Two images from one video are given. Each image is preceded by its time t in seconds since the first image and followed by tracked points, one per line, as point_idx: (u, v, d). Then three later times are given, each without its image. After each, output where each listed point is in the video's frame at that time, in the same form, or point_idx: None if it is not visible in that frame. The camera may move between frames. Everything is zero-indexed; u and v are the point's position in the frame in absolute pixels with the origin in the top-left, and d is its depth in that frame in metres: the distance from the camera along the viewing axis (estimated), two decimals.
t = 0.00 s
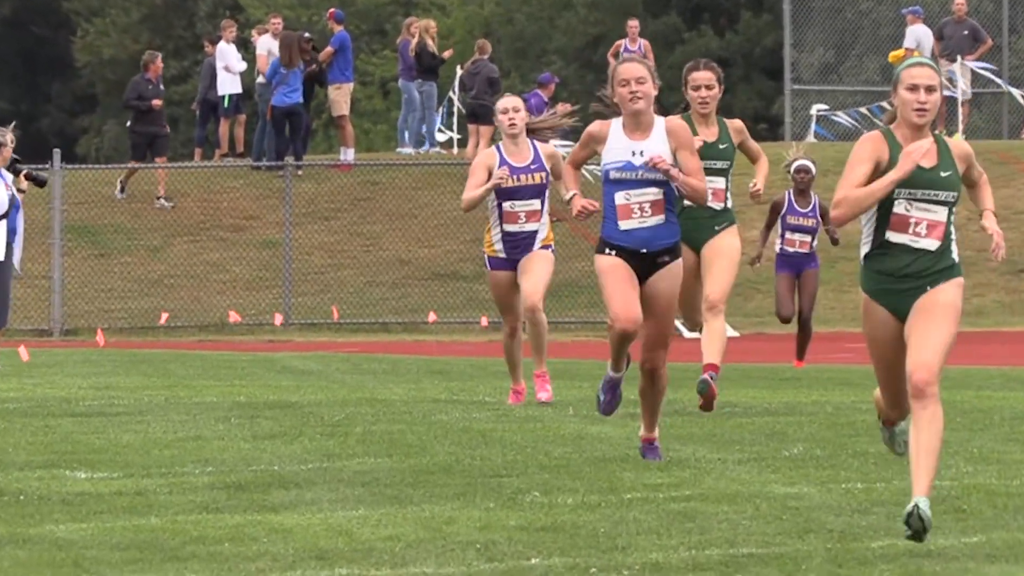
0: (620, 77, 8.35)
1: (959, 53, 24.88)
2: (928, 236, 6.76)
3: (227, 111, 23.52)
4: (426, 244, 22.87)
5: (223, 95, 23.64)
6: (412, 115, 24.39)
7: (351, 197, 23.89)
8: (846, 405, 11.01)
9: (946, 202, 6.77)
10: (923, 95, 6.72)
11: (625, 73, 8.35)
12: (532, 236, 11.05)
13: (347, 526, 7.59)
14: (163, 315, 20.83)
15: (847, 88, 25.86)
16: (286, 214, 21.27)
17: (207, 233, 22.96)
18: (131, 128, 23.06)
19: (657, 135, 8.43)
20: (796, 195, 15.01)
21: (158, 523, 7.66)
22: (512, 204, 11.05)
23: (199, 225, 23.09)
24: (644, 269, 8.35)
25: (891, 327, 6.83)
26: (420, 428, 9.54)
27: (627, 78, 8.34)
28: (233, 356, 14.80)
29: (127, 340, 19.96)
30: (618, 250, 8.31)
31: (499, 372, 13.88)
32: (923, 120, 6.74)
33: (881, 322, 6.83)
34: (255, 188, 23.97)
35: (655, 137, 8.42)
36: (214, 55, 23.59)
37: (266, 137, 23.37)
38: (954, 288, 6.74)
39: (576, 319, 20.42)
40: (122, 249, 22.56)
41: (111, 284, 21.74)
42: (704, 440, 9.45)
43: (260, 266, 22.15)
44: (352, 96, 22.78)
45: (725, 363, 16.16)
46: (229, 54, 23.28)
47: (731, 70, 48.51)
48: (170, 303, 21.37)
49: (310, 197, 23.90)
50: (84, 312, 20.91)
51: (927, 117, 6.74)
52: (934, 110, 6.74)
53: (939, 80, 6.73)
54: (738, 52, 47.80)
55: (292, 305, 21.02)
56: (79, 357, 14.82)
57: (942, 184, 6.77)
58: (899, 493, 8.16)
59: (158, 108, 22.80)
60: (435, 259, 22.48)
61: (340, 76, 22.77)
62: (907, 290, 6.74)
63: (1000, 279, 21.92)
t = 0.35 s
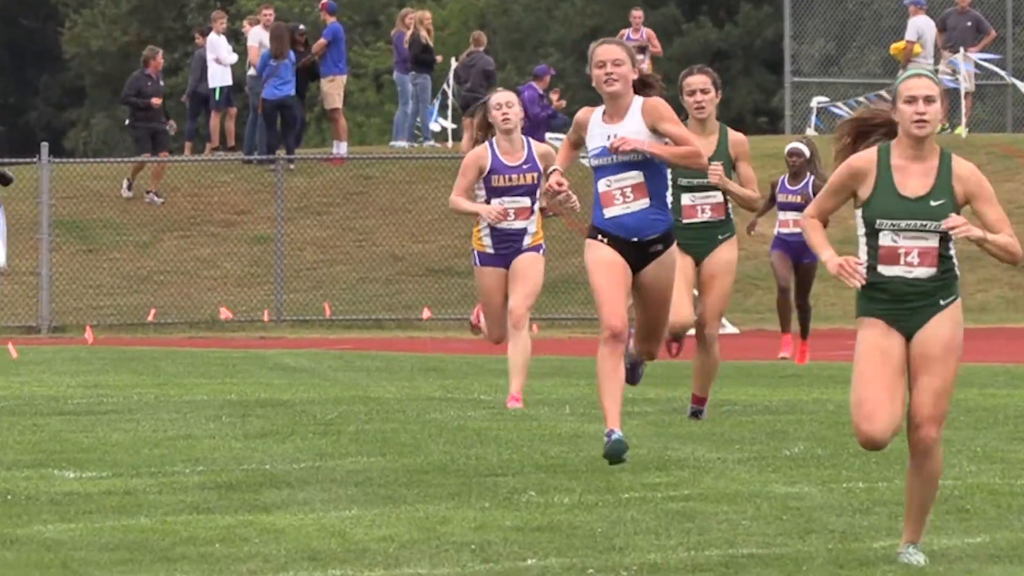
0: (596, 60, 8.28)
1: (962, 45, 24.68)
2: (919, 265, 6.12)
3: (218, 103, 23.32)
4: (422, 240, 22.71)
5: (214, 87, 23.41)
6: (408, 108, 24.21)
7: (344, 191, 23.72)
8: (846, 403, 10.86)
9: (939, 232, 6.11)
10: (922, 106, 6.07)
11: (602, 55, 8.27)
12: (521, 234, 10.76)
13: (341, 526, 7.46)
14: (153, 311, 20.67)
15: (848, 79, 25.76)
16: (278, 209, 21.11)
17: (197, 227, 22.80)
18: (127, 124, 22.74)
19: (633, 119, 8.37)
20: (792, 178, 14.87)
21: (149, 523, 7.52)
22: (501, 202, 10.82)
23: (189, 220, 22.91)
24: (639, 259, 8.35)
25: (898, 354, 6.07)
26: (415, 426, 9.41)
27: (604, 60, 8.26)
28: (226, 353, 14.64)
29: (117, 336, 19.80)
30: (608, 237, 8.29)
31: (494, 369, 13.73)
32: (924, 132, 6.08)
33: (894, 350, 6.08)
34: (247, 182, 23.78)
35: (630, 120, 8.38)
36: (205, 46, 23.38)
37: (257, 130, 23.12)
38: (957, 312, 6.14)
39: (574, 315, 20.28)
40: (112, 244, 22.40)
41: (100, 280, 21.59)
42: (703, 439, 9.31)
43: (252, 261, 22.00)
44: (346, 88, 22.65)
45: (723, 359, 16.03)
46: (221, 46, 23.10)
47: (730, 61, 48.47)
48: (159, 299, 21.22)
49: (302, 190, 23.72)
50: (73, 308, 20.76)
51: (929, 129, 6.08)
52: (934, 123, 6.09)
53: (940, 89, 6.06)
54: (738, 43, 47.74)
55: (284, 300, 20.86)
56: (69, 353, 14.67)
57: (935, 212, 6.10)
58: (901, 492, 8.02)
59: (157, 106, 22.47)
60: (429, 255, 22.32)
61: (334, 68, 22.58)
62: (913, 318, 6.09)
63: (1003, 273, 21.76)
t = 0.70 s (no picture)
0: (590, 77, 7.86)
1: (962, 42, 24.68)
2: (899, 237, 6.24)
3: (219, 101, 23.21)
4: (420, 236, 22.71)
5: (214, 83, 23.31)
6: (407, 104, 24.17)
7: (342, 187, 23.70)
8: (845, 400, 10.87)
9: (911, 204, 6.24)
10: (906, 94, 6.23)
11: (595, 70, 7.87)
12: (513, 240, 10.79)
13: (340, 523, 7.44)
14: (152, 307, 20.66)
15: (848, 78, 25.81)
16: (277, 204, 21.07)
17: (196, 223, 22.80)
18: (135, 125, 22.38)
19: (628, 138, 7.88)
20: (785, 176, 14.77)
21: (148, 520, 7.50)
22: (490, 208, 10.78)
23: (188, 217, 22.90)
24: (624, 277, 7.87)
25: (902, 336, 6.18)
26: (415, 423, 9.40)
27: (597, 77, 7.86)
28: (225, 348, 14.63)
29: (115, 333, 19.80)
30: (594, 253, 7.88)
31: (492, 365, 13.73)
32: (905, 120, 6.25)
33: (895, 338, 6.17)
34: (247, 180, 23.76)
35: (624, 140, 7.88)
36: (204, 42, 23.31)
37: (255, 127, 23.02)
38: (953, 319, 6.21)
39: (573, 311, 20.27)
40: (111, 240, 22.39)
41: (99, 276, 21.58)
42: (704, 436, 9.31)
43: (251, 257, 21.98)
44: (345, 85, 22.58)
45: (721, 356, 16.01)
46: (219, 41, 23.05)
47: (729, 58, 48.46)
48: (158, 296, 21.22)
49: (301, 187, 23.69)
50: (71, 304, 20.75)
51: (910, 117, 6.24)
52: (918, 111, 6.24)
53: (926, 79, 6.21)
54: (736, 39, 47.72)
55: (283, 296, 20.85)
56: (65, 348, 14.67)
57: (904, 186, 6.24)
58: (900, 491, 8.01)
59: (163, 105, 22.21)
60: (428, 251, 22.32)
61: (333, 64, 22.52)
62: (905, 306, 6.20)
63: (1001, 270, 21.74)
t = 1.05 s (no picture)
0: (598, 66, 7.87)
1: (962, 42, 24.78)
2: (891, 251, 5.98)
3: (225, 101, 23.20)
4: (424, 234, 22.76)
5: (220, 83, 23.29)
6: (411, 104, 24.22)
7: (347, 186, 23.77)
8: (846, 398, 10.91)
9: (906, 219, 6.00)
10: (895, 99, 5.96)
11: (601, 60, 7.89)
12: (501, 224, 10.73)
13: (344, 519, 7.50)
14: (157, 307, 20.71)
15: (848, 78, 25.92)
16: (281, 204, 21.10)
17: (202, 221, 22.86)
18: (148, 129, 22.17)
19: (635, 124, 8.01)
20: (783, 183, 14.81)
21: (154, 517, 7.56)
22: (478, 192, 10.76)
23: (193, 215, 22.97)
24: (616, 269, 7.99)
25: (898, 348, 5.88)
26: (418, 421, 9.47)
27: (605, 65, 7.88)
28: (229, 347, 14.71)
29: (122, 332, 19.84)
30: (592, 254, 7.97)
31: (495, 365, 13.79)
32: (894, 127, 5.97)
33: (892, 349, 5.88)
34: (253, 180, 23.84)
35: (633, 124, 7.99)
36: (208, 43, 23.34)
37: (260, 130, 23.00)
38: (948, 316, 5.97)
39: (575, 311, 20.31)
40: (116, 239, 22.47)
41: (104, 275, 21.63)
42: (707, 434, 9.36)
43: (255, 256, 22.03)
44: (348, 85, 22.72)
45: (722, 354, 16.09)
46: (224, 42, 23.08)
47: (731, 59, 48.52)
48: (164, 294, 21.28)
49: (306, 185, 23.77)
50: (78, 303, 20.79)
51: (899, 124, 5.97)
52: (906, 119, 5.98)
53: (915, 85, 5.96)
54: (738, 40, 47.80)
55: (288, 295, 20.91)
56: (71, 348, 14.75)
57: (895, 200, 5.98)
58: (900, 487, 8.07)
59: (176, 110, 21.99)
60: (431, 250, 22.37)
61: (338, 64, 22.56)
62: (900, 312, 5.93)
63: (1002, 269, 21.79)
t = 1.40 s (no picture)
0: (604, 65, 7.88)
1: (964, 40, 24.78)
2: (900, 259, 5.91)
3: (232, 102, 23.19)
4: (427, 233, 22.81)
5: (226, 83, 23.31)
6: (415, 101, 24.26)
7: (352, 184, 23.83)
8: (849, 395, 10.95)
9: (921, 226, 5.91)
10: (899, 102, 5.85)
11: (606, 60, 7.89)
12: (499, 242, 10.41)
13: (350, 517, 7.55)
14: (163, 304, 20.74)
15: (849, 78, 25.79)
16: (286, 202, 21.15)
17: (207, 220, 22.92)
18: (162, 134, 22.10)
19: (640, 126, 8.02)
20: (787, 166, 14.80)
21: (160, 514, 7.61)
22: (477, 208, 10.49)
23: (199, 215, 23.02)
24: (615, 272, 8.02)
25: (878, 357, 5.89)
26: (422, 418, 9.52)
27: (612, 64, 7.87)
28: (233, 345, 14.74)
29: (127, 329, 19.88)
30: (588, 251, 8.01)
31: (497, 363, 13.83)
32: (899, 129, 5.87)
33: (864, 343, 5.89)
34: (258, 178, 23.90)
35: (638, 127, 8.01)
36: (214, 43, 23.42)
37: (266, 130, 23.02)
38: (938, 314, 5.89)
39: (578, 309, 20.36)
40: (122, 237, 22.53)
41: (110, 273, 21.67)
42: (710, 431, 9.40)
43: (260, 254, 22.07)
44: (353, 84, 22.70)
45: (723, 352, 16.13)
46: (229, 41, 23.15)
47: (733, 57, 48.56)
48: (169, 292, 21.33)
49: (311, 184, 23.83)
50: (84, 301, 20.82)
51: (904, 126, 5.88)
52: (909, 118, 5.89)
53: (917, 86, 5.85)
54: (740, 37, 47.83)
55: (293, 292, 20.95)
56: (77, 346, 14.79)
57: (914, 205, 5.90)
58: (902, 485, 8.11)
59: (191, 116, 21.94)
60: (435, 248, 22.41)
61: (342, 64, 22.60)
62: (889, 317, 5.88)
63: (1004, 266, 21.83)
